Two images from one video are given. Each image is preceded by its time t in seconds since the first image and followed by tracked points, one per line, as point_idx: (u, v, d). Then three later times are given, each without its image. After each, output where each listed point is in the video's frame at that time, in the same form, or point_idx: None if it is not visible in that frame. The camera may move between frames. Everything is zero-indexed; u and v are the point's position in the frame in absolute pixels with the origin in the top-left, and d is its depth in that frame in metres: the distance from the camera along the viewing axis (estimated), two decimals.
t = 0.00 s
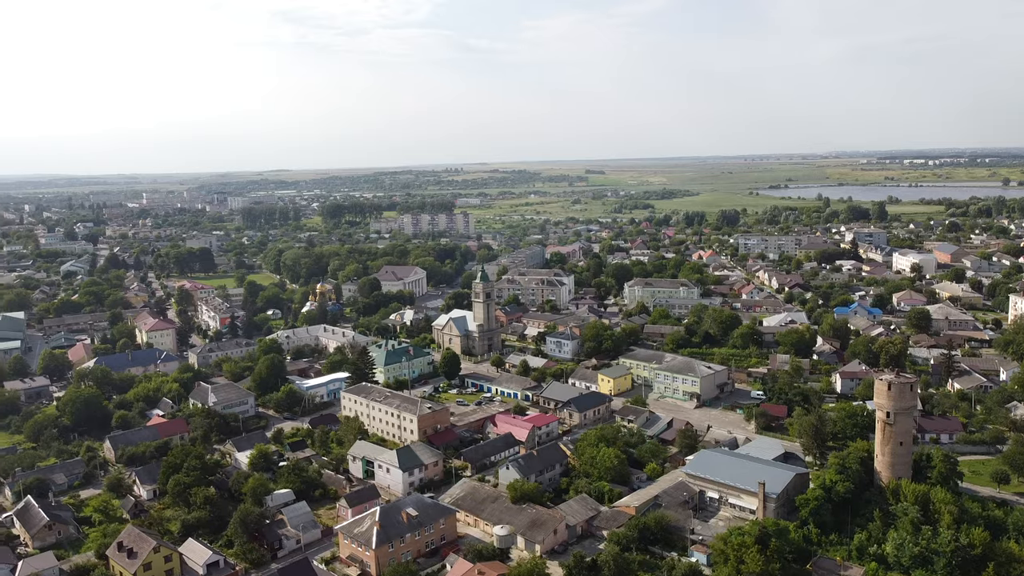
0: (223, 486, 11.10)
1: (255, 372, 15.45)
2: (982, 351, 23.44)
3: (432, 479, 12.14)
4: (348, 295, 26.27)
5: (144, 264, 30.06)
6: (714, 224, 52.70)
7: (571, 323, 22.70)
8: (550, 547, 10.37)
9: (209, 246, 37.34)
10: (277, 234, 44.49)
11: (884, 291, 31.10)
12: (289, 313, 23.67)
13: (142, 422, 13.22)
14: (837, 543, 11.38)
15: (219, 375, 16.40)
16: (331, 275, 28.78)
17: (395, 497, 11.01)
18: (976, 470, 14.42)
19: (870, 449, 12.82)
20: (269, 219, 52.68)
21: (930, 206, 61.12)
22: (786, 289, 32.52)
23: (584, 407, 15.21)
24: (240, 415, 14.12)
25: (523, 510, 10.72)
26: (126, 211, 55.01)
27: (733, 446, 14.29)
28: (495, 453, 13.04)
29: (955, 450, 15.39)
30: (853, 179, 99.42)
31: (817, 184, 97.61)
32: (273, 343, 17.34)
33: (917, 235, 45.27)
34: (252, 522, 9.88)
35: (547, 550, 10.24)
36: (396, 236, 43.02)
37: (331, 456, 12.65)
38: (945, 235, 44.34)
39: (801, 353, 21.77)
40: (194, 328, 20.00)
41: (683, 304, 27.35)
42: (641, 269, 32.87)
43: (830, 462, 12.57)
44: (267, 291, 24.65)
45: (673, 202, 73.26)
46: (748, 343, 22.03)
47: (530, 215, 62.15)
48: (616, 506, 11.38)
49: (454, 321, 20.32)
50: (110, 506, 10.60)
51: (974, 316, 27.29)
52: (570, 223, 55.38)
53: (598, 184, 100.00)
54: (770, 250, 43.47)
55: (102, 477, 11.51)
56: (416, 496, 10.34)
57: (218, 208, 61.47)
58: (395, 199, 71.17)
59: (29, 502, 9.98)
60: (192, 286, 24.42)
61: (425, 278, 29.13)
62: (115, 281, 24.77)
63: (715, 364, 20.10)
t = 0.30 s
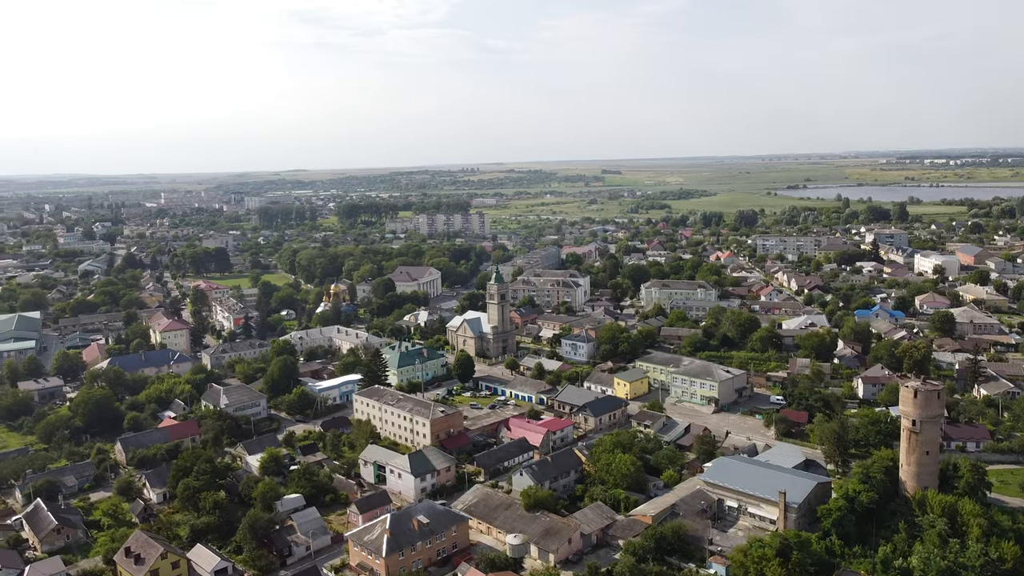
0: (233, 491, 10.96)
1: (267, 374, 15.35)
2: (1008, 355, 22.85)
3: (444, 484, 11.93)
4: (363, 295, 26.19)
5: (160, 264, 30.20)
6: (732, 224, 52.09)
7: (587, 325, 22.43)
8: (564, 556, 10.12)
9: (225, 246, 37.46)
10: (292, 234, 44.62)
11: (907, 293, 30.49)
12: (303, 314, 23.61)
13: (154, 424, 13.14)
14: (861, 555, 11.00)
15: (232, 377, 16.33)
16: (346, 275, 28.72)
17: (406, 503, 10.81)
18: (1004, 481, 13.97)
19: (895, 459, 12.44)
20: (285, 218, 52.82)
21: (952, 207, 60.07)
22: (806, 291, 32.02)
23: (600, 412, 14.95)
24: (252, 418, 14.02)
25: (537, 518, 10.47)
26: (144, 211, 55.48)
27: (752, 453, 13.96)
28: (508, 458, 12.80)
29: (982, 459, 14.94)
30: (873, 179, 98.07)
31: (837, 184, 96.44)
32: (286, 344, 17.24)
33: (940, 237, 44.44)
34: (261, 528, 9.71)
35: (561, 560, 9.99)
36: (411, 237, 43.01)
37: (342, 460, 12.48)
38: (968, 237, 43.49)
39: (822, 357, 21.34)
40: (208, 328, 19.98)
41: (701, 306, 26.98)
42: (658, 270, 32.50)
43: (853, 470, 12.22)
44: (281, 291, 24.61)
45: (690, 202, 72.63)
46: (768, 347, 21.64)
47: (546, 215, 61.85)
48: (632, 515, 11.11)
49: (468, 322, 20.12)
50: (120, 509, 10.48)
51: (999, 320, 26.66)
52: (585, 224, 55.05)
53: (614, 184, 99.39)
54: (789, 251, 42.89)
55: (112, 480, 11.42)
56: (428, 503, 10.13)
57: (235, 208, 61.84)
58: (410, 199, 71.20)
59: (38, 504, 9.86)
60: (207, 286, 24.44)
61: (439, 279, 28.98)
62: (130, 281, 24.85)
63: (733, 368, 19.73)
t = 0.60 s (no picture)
0: (243, 495, 10.81)
1: (280, 376, 15.22)
2: None
3: (456, 490, 11.72)
4: (377, 296, 26.08)
5: (177, 263, 30.31)
6: (749, 224, 51.45)
7: (603, 326, 22.14)
8: (578, 566, 9.87)
9: (240, 245, 37.55)
10: (308, 234, 44.70)
11: (929, 295, 29.88)
12: (317, 314, 23.53)
13: (165, 426, 13.03)
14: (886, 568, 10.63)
15: (244, 378, 16.23)
16: (360, 275, 28.64)
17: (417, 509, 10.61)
18: None
19: (921, 468, 12.04)
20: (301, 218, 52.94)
21: (975, 207, 59.00)
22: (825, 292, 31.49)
23: (615, 416, 14.67)
24: (263, 420, 13.89)
25: (550, 527, 10.23)
26: (162, 210, 55.90)
27: (772, 460, 13.61)
28: (522, 463, 12.56)
29: (1010, 468, 14.47)
30: (893, 179, 96.72)
31: (856, 184, 95.22)
32: (299, 345, 17.11)
33: (963, 237, 43.61)
34: (270, 534, 9.55)
35: (575, 570, 9.75)
36: (427, 236, 42.94)
37: (354, 464, 12.30)
38: (992, 238, 42.62)
39: (843, 361, 20.89)
40: (221, 329, 19.94)
41: (719, 308, 26.60)
42: (675, 271, 32.10)
43: (877, 480, 11.84)
44: (295, 291, 24.56)
45: (707, 202, 71.98)
46: (787, 350, 21.22)
47: (561, 215, 61.54)
48: (648, 523, 10.83)
49: (483, 324, 19.92)
50: (129, 513, 10.34)
51: None
52: (601, 224, 54.68)
53: (630, 184, 98.74)
54: (808, 252, 42.27)
55: (122, 482, 11.31)
56: (438, 510, 9.93)
57: (252, 208, 62.16)
58: (426, 199, 71.19)
59: (47, 507, 9.75)
60: (222, 286, 24.46)
61: (454, 279, 28.79)
62: (146, 281, 24.92)
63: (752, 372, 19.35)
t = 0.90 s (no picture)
0: (253, 500, 10.67)
1: (292, 378, 15.10)
2: None
3: (469, 495, 11.50)
4: (391, 296, 25.95)
5: (192, 263, 30.41)
6: (768, 225, 50.84)
7: (618, 328, 21.85)
8: None
9: (256, 245, 37.66)
10: (324, 234, 44.77)
11: (953, 297, 29.25)
12: (330, 314, 23.44)
13: (176, 428, 12.93)
14: None
15: (257, 379, 16.13)
16: (374, 275, 28.56)
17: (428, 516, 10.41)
18: None
19: (947, 478, 11.65)
20: (317, 217, 53.03)
21: (998, 207, 57.90)
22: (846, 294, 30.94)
23: (631, 421, 14.39)
24: (275, 423, 13.75)
25: (564, 535, 9.99)
26: (179, 210, 56.29)
27: (792, 468, 13.26)
28: (536, 468, 12.32)
29: None
30: (914, 179, 95.28)
31: (876, 184, 93.95)
32: (311, 347, 17.01)
33: (986, 238, 42.74)
34: (279, 540, 9.38)
35: None
36: (442, 236, 42.83)
37: (365, 468, 12.11)
38: (1016, 239, 41.73)
39: (864, 366, 20.43)
40: (235, 329, 19.89)
41: (737, 310, 26.20)
42: (692, 272, 31.70)
43: (901, 490, 11.47)
44: (309, 292, 24.50)
45: (724, 202, 71.28)
46: (807, 353, 20.81)
47: (577, 215, 61.18)
48: (665, 533, 10.55)
49: (497, 326, 19.72)
50: (138, 517, 10.21)
51: None
52: (617, 224, 54.29)
53: (647, 184, 97.96)
54: (827, 253, 41.65)
55: (132, 485, 11.20)
56: (450, 518, 9.73)
57: (269, 207, 62.44)
58: (441, 199, 71.13)
59: (56, 511, 9.64)
60: (236, 286, 24.46)
61: (468, 280, 28.61)
62: (162, 281, 24.98)
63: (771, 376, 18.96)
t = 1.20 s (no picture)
0: (263, 504, 10.52)
1: (304, 379, 14.98)
2: None
3: (481, 502, 11.29)
4: (405, 297, 25.83)
5: (208, 263, 30.50)
6: (786, 225, 50.19)
7: (635, 331, 21.55)
8: None
9: (271, 245, 37.73)
10: (339, 233, 44.80)
11: (977, 300, 28.59)
12: (344, 315, 23.35)
13: (187, 429, 12.83)
14: None
15: (269, 380, 16.03)
16: (389, 276, 28.48)
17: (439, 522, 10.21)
18: None
19: (976, 489, 11.27)
20: (333, 217, 53.10)
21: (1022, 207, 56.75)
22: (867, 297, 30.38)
23: (647, 426, 14.11)
24: (286, 425, 13.63)
25: (578, 544, 9.73)
26: (196, 210, 56.65)
27: (813, 476, 12.92)
28: (550, 474, 12.08)
29: None
30: (935, 179, 93.76)
31: (895, 184, 92.52)
32: (324, 348, 16.88)
33: (1011, 239, 41.83)
34: (288, 546, 9.20)
35: None
36: (458, 237, 42.70)
37: (376, 473, 11.95)
38: None
39: (887, 370, 19.98)
40: (248, 330, 19.85)
41: (755, 312, 25.78)
42: (709, 273, 31.29)
43: (928, 501, 11.11)
44: (323, 292, 24.43)
45: (742, 202, 70.54)
46: (827, 357, 20.39)
47: (593, 215, 60.79)
48: (682, 543, 10.27)
49: (511, 327, 19.51)
50: (146, 521, 10.07)
51: None
52: (633, 224, 53.86)
53: (663, 184, 97.16)
54: (847, 254, 40.99)
55: (143, 487, 11.10)
56: (462, 525, 9.51)
57: (285, 207, 62.68)
58: (457, 198, 71.05)
59: (64, 513, 9.55)
60: (251, 286, 24.44)
61: (483, 280, 28.43)
62: (177, 281, 25.04)
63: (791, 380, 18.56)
